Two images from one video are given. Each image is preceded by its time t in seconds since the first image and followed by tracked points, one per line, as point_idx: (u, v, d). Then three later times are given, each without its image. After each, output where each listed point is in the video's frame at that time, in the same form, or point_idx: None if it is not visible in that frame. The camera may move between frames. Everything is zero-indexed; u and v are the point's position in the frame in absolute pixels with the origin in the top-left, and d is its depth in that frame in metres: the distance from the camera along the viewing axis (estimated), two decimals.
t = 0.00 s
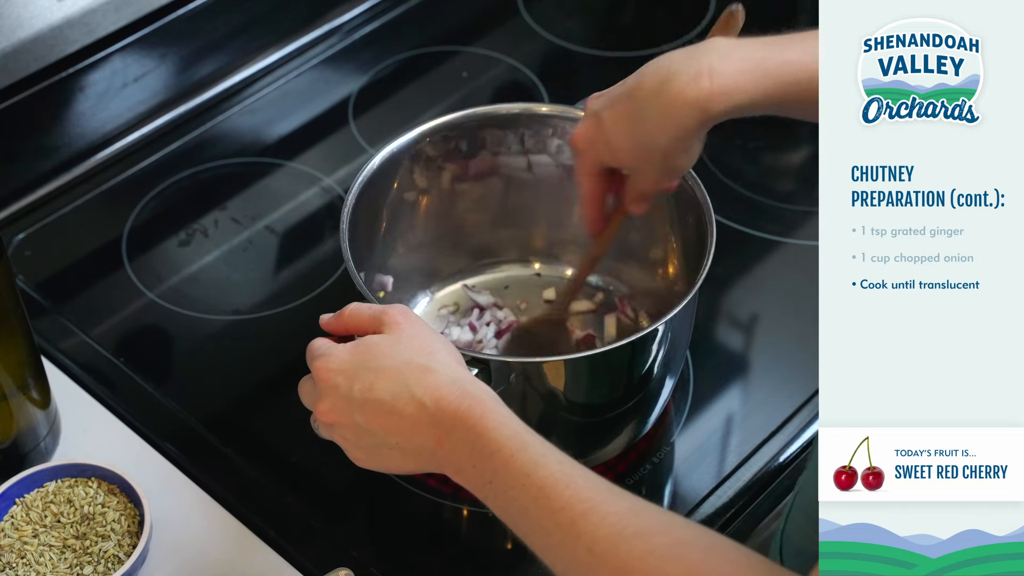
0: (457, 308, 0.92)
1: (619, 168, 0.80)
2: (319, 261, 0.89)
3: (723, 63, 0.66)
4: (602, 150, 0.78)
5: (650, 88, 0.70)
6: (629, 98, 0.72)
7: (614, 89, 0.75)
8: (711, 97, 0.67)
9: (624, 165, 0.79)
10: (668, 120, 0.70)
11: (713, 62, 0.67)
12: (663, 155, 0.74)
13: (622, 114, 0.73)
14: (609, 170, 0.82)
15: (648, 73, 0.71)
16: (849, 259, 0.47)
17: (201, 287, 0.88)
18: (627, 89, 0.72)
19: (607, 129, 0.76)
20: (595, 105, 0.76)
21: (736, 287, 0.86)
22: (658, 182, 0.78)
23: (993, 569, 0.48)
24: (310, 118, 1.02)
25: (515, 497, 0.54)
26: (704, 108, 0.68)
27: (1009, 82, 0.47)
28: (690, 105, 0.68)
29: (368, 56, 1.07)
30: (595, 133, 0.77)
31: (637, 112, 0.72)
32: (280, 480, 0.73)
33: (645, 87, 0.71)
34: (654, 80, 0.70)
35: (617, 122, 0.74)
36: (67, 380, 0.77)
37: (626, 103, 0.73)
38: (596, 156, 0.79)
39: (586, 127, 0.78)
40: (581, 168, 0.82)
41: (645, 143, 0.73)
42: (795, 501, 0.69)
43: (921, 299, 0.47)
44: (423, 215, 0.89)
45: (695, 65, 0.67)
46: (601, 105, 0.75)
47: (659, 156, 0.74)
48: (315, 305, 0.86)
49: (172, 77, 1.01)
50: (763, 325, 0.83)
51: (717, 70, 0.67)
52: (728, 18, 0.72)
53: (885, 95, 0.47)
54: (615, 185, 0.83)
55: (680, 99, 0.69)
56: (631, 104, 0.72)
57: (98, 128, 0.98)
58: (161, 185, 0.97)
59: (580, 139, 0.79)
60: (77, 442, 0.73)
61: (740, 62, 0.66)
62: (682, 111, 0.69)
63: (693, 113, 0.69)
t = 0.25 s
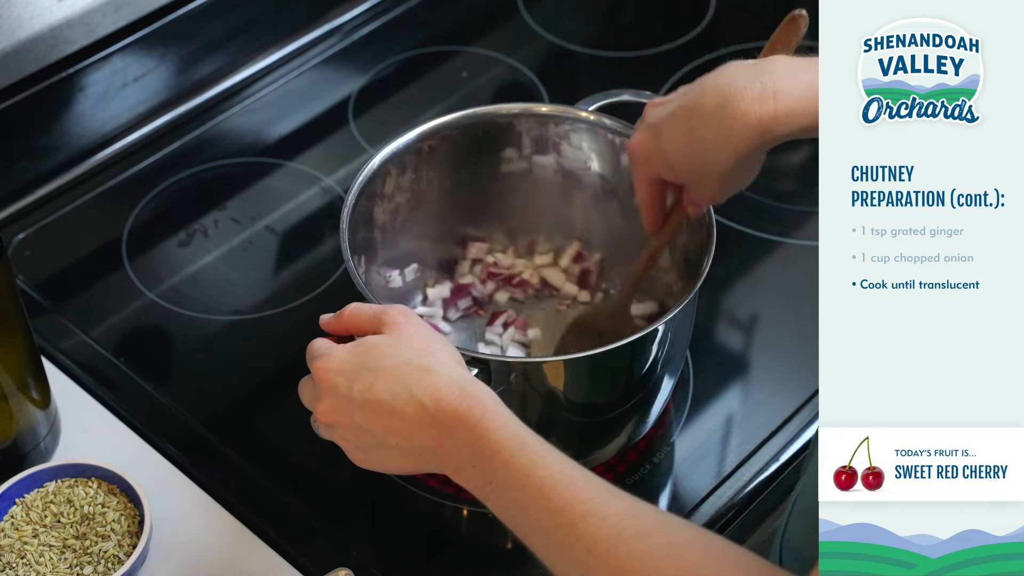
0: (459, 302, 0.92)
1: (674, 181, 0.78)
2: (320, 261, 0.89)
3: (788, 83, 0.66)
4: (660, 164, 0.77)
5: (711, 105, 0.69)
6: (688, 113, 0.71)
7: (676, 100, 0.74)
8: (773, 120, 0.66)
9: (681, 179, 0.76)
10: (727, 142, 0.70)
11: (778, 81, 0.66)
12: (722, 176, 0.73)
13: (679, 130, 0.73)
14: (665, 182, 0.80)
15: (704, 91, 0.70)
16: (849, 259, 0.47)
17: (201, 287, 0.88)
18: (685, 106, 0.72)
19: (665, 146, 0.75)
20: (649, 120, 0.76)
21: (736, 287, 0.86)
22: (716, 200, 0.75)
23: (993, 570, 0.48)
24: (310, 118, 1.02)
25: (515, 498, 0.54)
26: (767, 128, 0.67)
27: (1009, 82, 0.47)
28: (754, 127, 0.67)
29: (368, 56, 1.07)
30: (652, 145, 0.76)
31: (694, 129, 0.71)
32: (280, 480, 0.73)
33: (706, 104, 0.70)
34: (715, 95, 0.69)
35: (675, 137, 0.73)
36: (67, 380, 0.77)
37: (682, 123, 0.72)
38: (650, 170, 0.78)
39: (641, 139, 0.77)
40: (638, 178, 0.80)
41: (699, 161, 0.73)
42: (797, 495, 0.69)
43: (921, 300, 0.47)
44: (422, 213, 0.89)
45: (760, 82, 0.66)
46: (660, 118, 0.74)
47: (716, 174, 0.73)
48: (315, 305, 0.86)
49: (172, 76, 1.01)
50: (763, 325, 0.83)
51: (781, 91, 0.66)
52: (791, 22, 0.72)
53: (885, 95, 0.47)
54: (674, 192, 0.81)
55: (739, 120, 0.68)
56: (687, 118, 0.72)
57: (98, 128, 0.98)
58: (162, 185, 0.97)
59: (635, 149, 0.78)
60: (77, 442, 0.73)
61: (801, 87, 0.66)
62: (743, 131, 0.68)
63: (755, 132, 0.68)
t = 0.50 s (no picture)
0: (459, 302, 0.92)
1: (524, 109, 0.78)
2: (320, 261, 0.89)
3: (663, 50, 0.71)
4: (522, 94, 0.75)
5: (590, 60, 0.73)
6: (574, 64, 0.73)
7: (548, 40, 0.74)
8: (648, 83, 0.72)
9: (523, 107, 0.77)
10: (600, 95, 0.73)
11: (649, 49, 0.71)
12: (583, 118, 0.76)
13: (558, 74, 0.73)
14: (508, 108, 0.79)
15: (592, 48, 0.73)
16: (849, 259, 0.47)
17: (201, 286, 0.88)
18: (567, 48, 0.73)
19: (536, 80, 0.74)
20: (517, 51, 0.75)
21: (736, 287, 0.86)
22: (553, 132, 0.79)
23: (993, 570, 0.48)
24: (310, 118, 1.02)
25: (511, 496, 0.54)
26: (642, 89, 0.72)
27: (1009, 82, 0.47)
28: (621, 86, 0.72)
29: (368, 56, 1.07)
30: (528, 84, 0.75)
31: (579, 73, 0.73)
32: (281, 480, 0.73)
33: (584, 58, 0.73)
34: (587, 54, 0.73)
35: (552, 83, 0.74)
36: (67, 380, 0.77)
37: (568, 66, 0.73)
38: (497, 95, 0.76)
39: (506, 65, 0.74)
40: (481, 101, 0.77)
41: (574, 104, 0.75)
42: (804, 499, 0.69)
43: (921, 300, 0.47)
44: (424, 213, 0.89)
45: (637, 47, 0.72)
46: (531, 52, 0.74)
47: (581, 118, 0.76)
48: (314, 305, 0.86)
49: (172, 76, 1.01)
50: (763, 325, 0.83)
51: (651, 57, 0.71)
52: None
53: (885, 95, 0.47)
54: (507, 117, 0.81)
55: (616, 78, 0.72)
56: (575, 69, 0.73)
57: (98, 128, 0.98)
58: (161, 185, 0.97)
59: (493, 74, 0.75)
60: (77, 442, 0.73)
61: (671, 48, 0.71)
62: (616, 90, 0.73)
63: (627, 89, 0.73)
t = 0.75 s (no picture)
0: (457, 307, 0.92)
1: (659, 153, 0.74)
2: (320, 261, 0.89)
3: (750, 45, 0.62)
4: (635, 134, 0.73)
5: (679, 69, 0.65)
6: (656, 79, 0.68)
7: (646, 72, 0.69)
8: (738, 80, 0.63)
9: (660, 149, 0.73)
10: (693, 108, 0.66)
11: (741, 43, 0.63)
12: (699, 132, 0.68)
13: (649, 100, 0.69)
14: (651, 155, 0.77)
15: (678, 49, 0.66)
16: (848, 259, 0.47)
17: (201, 287, 0.88)
18: (654, 75, 0.68)
19: (639, 115, 0.71)
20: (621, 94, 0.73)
21: (736, 287, 0.86)
22: (699, 167, 0.73)
23: (993, 570, 0.48)
24: (310, 118, 1.02)
25: (514, 498, 0.54)
26: (734, 92, 0.64)
27: (1009, 82, 0.47)
28: (721, 87, 0.64)
29: (368, 56, 1.07)
30: (629, 116, 0.72)
31: (664, 96, 0.67)
32: (280, 480, 0.73)
33: (671, 71, 0.66)
34: (682, 60, 0.65)
35: (647, 108, 0.69)
36: (67, 380, 0.77)
37: (653, 92, 0.68)
38: (631, 143, 0.74)
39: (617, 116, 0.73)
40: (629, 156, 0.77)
41: (675, 129, 0.69)
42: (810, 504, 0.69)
43: (920, 300, 0.47)
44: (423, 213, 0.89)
45: (725, 44, 0.63)
46: (634, 91, 0.70)
47: (688, 141, 0.69)
48: (315, 305, 0.86)
49: (172, 76, 1.01)
50: (764, 326, 0.83)
51: (740, 53, 0.63)
52: None
53: (885, 95, 0.47)
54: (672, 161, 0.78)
55: (705, 83, 0.64)
56: (658, 87, 0.68)
57: (97, 128, 0.98)
58: (162, 185, 0.97)
59: (615, 124, 0.74)
60: (76, 442, 0.73)
61: (764, 44, 0.62)
62: (711, 103, 0.65)
63: (720, 99, 0.65)
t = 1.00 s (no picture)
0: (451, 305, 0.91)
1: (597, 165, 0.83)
2: (320, 261, 0.89)
3: (714, 91, 0.74)
4: (583, 143, 0.81)
5: (644, 102, 0.77)
6: (622, 106, 0.78)
7: (613, 90, 0.80)
8: (697, 125, 0.74)
9: (601, 162, 0.82)
10: (650, 141, 0.77)
11: (704, 90, 0.74)
12: (643, 171, 0.79)
13: (609, 117, 0.79)
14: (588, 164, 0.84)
15: (649, 92, 0.77)
16: (849, 259, 0.47)
17: (202, 286, 0.88)
18: (623, 97, 0.78)
19: (593, 124, 0.80)
20: (586, 102, 0.81)
21: (736, 287, 0.86)
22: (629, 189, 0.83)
23: (993, 570, 0.48)
24: (310, 118, 1.02)
25: (513, 498, 0.54)
26: (690, 133, 0.75)
27: (1009, 82, 0.47)
28: (677, 130, 0.75)
29: (368, 56, 1.07)
30: (583, 125, 0.80)
31: (626, 118, 0.78)
32: (280, 480, 0.73)
33: (639, 100, 0.77)
34: (649, 95, 0.76)
35: (605, 126, 0.79)
36: (67, 381, 0.77)
37: (618, 110, 0.78)
38: (575, 148, 0.82)
39: (572, 118, 0.80)
40: (565, 152, 0.83)
41: (626, 151, 0.79)
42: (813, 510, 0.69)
43: (920, 300, 0.47)
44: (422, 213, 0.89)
45: (686, 91, 0.75)
46: (594, 102, 0.80)
47: (634, 164, 0.79)
48: (315, 305, 0.86)
49: (172, 76, 1.01)
50: (763, 326, 0.83)
51: (706, 98, 0.74)
52: (740, 40, 0.76)
53: (885, 95, 0.47)
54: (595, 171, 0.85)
55: (662, 125, 0.76)
56: (622, 112, 0.78)
57: (97, 128, 0.98)
58: (162, 185, 0.97)
59: (564, 126, 0.81)
60: (76, 442, 0.73)
61: (729, 91, 0.74)
62: (666, 133, 0.76)
63: (678, 132, 0.75)
